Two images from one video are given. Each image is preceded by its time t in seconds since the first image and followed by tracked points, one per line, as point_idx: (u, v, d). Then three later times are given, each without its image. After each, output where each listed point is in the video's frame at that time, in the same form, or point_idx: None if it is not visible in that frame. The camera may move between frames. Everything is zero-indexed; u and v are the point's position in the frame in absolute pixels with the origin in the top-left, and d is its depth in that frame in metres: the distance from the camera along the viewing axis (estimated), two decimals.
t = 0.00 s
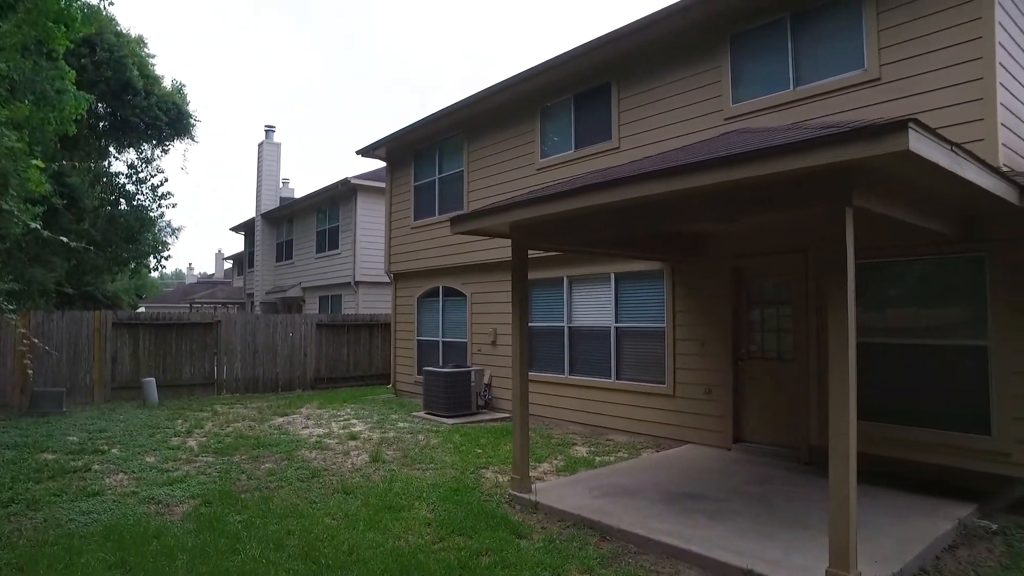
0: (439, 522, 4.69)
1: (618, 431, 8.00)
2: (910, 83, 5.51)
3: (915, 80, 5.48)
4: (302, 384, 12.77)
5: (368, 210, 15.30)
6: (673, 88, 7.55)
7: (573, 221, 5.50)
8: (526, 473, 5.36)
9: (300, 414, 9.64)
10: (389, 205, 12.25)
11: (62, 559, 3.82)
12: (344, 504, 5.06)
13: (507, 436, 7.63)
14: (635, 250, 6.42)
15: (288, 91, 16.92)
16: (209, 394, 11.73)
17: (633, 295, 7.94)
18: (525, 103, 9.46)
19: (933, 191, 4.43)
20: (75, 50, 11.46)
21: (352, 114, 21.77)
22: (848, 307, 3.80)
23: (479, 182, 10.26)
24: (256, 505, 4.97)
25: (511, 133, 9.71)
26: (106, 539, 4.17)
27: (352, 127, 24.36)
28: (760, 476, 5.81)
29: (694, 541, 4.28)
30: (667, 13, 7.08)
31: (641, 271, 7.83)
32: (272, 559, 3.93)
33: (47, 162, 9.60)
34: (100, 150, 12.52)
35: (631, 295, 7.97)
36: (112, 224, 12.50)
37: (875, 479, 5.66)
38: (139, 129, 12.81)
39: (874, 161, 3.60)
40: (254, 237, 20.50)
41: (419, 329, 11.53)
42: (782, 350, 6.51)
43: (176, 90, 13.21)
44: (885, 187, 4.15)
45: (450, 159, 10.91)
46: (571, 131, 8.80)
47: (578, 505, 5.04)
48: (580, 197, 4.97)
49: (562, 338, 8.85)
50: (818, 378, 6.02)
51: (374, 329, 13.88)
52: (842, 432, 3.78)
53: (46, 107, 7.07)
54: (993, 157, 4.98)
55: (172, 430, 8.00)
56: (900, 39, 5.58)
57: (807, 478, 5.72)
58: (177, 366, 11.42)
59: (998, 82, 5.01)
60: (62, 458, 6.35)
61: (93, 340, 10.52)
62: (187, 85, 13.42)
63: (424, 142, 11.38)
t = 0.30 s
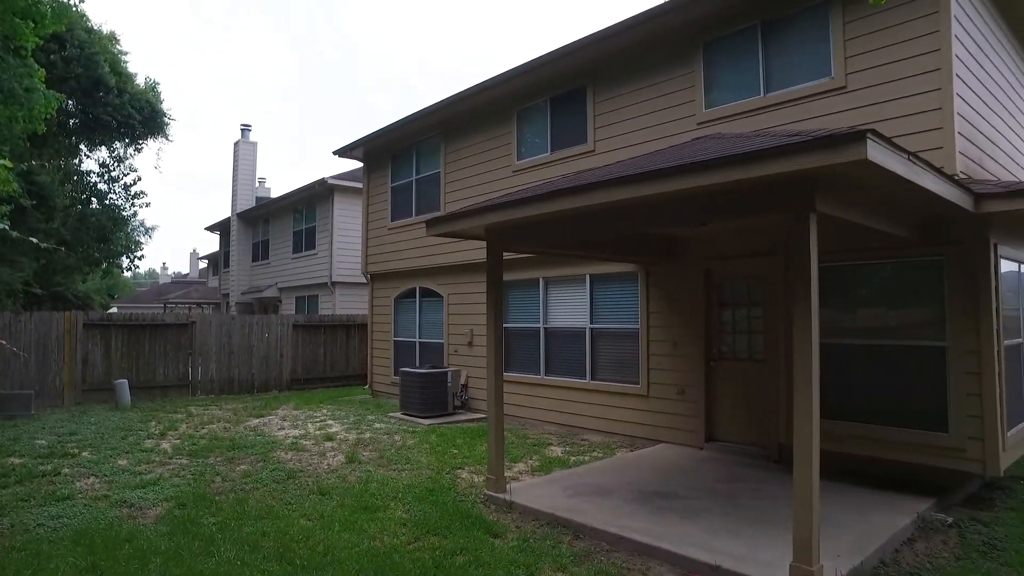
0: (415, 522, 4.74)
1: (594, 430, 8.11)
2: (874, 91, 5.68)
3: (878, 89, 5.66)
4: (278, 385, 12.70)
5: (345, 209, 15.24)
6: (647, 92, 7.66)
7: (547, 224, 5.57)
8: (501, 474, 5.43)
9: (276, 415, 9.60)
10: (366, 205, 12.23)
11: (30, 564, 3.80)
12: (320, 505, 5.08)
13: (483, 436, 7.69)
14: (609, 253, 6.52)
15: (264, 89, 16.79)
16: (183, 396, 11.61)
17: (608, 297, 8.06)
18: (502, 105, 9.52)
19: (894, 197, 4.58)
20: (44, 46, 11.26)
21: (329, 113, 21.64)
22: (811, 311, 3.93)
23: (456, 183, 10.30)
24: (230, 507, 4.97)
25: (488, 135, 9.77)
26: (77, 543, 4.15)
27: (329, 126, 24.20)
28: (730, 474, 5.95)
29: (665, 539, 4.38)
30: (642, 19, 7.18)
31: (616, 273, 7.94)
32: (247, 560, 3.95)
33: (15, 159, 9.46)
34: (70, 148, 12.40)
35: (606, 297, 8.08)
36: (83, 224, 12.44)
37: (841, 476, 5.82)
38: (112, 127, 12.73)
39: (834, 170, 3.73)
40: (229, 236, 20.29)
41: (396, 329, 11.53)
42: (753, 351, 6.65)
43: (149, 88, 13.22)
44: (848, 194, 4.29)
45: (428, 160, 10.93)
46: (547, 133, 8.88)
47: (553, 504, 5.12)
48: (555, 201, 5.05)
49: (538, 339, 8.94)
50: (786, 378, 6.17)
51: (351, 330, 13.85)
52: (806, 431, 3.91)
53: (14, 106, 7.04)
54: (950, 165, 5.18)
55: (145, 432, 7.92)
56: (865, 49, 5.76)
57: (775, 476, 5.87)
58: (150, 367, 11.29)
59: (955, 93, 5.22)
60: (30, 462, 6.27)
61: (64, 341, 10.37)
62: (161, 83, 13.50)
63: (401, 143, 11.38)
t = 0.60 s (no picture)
0: (389, 522, 4.78)
1: (568, 430, 8.21)
2: (838, 99, 5.86)
3: (842, 96, 5.83)
4: (252, 386, 12.61)
5: (320, 209, 15.15)
6: (621, 96, 7.77)
7: (522, 226, 5.65)
8: (475, 473, 5.49)
9: (249, 416, 9.53)
10: (342, 205, 12.19)
11: None
12: (294, 506, 5.09)
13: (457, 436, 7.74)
14: (583, 254, 6.61)
15: (236, 87, 16.62)
16: (154, 397, 11.47)
17: (582, 297, 8.16)
18: (477, 106, 9.58)
19: (856, 201, 4.74)
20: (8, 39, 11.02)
21: (303, 111, 21.48)
22: (775, 313, 4.05)
23: (431, 183, 10.32)
24: (203, 509, 4.96)
25: (463, 135, 9.81)
26: (44, 549, 4.12)
27: (303, 124, 24.01)
28: (700, 472, 6.09)
29: (635, 537, 4.49)
30: (617, 23, 7.27)
31: (589, 274, 8.04)
32: (219, 561, 3.97)
33: None
34: (37, 144, 12.30)
35: (580, 298, 8.19)
36: (50, 222, 12.32)
37: (806, 473, 5.99)
38: (80, 124, 12.60)
39: (796, 176, 3.85)
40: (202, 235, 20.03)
41: (371, 329, 11.52)
42: (723, 351, 6.80)
43: (121, 83, 13.35)
44: (811, 199, 4.43)
45: (403, 160, 10.94)
46: (522, 135, 8.97)
47: (525, 503, 5.19)
48: (528, 204, 5.12)
49: (513, 339, 9.01)
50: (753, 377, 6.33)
51: (326, 330, 13.79)
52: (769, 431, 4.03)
53: None
54: (909, 171, 5.37)
55: (115, 435, 7.83)
56: (830, 57, 5.93)
57: (743, 473, 6.02)
58: (120, 368, 11.13)
59: (914, 101, 5.41)
60: None
61: (30, 342, 10.15)
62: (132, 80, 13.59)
63: (377, 143, 11.37)
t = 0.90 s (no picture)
0: (366, 522, 4.82)
1: (545, 429, 8.29)
2: (808, 105, 6.01)
3: (812, 103, 5.98)
4: (229, 387, 12.51)
5: (298, 208, 15.06)
6: (599, 99, 7.86)
7: (499, 228, 5.71)
8: (452, 473, 5.54)
9: (226, 417, 9.47)
10: (320, 205, 12.15)
11: None
12: (270, 508, 5.10)
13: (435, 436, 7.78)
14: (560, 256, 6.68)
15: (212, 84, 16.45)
16: (129, 399, 11.33)
17: (560, 298, 8.24)
18: (456, 108, 9.61)
19: (823, 206, 4.87)
20: None
21: (281, 110, 21.32)
22: (745, 316, 4.15)
23: (410, 184, 10.34)
24: (178, 511, 4.96)
25: (442, 136, 9.84)
26: (15, 553, 4.09)
27: (280, 122, 23.83)
28: (674, 471, 6.20)
29: (608, 535, 4.58)
30: (597, 26, 7.35)
31: (566, 275, 8.13)
32: (194, 563, 3.98)
33: None
34: (6, 142, 12.11)
35: (557, 299, 8.27)
36: (20, 222, 12.12)
37: (777, 470, 6.13)
38: (52, 122, 12.44)
39: (764, 183, 3.96)
40: (178, 234, 19.79)
41: (350, 330, 11.51)
42: (697, 351, 6.93)
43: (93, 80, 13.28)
44: (780, 204, 4.55)
45: (382, 160, 10.94)
46: (500, 137, 9.02)
47: (501, 503, 5.26)
48: (505, 206, 5.18)
49: (491, 340, 9.07)
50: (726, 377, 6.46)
51: (304, 330, 13.72)
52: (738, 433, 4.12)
53: None
54: (876, 177, 5.53)
55: (88, 437, 7.74)
56: (801, 64, 6.07)
57: (716, 472, 6.14)
58: (94, 370, 10.97)
59: (881, 109, 5.57)
60: None
61: None
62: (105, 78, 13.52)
63: (355, 143, 11.35)
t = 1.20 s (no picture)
0: (346, 523, 4.84)
1: (526, 429, 8.36)
2: (782, 110, 6.14)
3: (787, 108, 6.11)
4: (208, 388, 12.42)
5: (279, 208, 14.97)
6: (579, 101, 7.94)
7: (479, 230, 5.75)
8: (432, 473, 5.58)
9: (205, 419, 9.41)
10: (301, 205, 12.10)
11: None
12: (250, 509, 5.10)
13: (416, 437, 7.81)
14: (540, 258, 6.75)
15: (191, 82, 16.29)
16: (106, 400, 11.20)
17: (540, 299, 8.31)
18: (437, 108, 9.64)
19: (795, 210, 4.99)
20: None
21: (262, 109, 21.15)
22: (719, 317, 4.24)
23: (391, 184, 10.34)
24: (157, 513, 4.94)
25: (423, 137, 9.86)
26: None
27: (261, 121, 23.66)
28: (651, 470, 6.30)
29: (586, 533, 4.65)
30: (577, 30, 7.43)
31: (547, 276, 8.20)
32: (173, 565, 3.98)
33: None
34: None
35: (538, 300, 8.34)
36: None
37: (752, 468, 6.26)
38: (26, 119, 12.26)
39: (737, 187, 4.06)
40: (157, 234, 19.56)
41: (331, 331, 11.48)
42: (676, 352, 7.03)
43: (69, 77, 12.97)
44: (754, 207, 4.65)
45: (363, 161, 10.93)
46: (481, 138, 9.07)
47: (481, 502, 5.31)
48: (485, 208, 5.23)
49: (472, 340, 9.11)
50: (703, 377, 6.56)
51: (285, 331, 13.65)
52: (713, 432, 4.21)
53: None
54: (848, 180, 5.67)
55: (64, 440, 7.66)
56: (776, 70, 6.20)
57: (694, 470, 6.24)
58: (70, 371, 10.82)
59: (852, 115, 5.71)
60: None
61: None
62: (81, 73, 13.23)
63: (336, 143, 11.33)
